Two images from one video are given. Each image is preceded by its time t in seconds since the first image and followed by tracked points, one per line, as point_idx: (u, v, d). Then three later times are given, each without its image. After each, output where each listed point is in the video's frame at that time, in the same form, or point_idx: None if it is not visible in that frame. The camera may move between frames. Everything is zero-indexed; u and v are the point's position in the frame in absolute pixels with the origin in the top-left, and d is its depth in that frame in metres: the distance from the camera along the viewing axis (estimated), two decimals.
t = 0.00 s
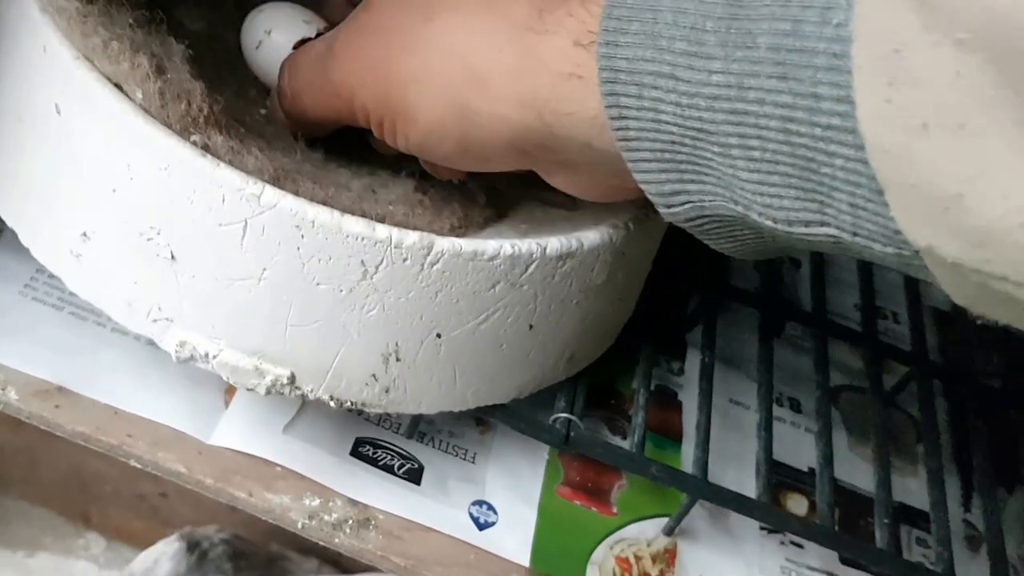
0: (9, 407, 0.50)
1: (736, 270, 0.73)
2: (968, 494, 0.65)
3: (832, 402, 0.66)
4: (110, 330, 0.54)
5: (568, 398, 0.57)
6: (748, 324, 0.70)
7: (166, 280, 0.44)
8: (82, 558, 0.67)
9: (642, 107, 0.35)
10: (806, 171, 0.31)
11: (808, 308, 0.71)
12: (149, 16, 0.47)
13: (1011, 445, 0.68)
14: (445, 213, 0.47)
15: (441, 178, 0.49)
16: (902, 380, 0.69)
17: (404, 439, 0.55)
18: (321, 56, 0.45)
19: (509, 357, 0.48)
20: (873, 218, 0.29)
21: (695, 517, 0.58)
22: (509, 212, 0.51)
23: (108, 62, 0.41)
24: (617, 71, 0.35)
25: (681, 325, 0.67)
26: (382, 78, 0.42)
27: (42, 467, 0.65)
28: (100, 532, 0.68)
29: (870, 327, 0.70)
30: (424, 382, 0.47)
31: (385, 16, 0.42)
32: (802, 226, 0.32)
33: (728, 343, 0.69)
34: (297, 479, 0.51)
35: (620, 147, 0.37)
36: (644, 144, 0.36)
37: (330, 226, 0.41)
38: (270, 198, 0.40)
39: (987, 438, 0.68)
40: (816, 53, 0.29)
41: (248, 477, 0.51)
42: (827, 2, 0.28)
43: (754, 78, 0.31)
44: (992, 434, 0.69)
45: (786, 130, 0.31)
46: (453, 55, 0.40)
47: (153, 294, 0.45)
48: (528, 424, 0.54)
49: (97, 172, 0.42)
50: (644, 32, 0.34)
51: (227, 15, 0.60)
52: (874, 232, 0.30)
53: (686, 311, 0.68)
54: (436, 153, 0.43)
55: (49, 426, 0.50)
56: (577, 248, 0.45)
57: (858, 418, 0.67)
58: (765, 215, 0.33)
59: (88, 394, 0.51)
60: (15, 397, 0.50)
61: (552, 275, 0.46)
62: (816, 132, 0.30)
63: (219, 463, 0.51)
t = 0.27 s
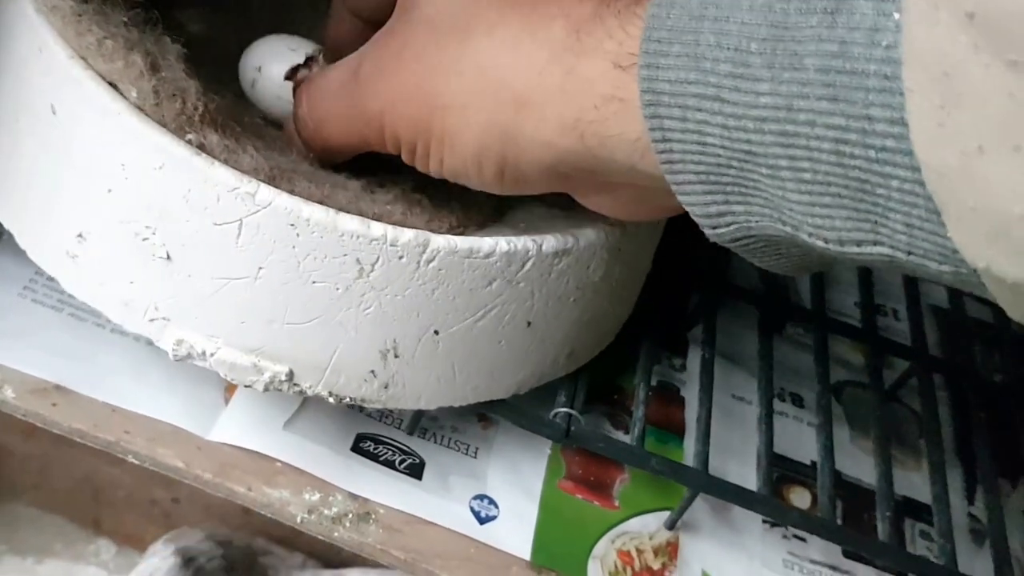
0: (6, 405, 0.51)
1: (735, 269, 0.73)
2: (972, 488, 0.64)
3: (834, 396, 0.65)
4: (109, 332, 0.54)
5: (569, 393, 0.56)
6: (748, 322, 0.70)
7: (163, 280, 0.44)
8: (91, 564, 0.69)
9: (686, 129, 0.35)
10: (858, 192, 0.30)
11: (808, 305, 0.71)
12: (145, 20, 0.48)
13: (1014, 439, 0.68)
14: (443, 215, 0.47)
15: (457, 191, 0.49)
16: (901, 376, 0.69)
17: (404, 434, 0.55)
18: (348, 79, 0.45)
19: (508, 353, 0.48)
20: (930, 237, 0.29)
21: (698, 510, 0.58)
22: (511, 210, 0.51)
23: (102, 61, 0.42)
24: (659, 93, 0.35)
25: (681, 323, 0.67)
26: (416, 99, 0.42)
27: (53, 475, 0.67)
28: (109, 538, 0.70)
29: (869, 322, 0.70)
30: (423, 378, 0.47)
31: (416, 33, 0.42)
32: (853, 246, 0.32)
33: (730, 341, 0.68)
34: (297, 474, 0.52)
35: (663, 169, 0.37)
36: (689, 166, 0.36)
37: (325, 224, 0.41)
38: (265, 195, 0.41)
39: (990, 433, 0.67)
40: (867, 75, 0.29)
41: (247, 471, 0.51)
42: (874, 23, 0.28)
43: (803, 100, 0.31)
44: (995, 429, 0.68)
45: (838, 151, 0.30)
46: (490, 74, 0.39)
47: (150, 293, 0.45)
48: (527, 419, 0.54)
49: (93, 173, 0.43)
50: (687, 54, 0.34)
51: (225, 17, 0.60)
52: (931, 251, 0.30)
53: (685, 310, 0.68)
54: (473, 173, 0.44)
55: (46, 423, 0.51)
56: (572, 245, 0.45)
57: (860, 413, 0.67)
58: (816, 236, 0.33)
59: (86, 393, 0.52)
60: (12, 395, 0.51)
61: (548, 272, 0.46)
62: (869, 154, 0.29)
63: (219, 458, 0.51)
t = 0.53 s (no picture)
0: (6, 403, 0.51)
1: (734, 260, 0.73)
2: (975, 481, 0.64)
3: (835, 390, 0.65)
4: (109, 330, 0.55)
5: (568, 391, 0.56)
6: (748, 315, 0.70)
7: (161, 280, 0.44)
8: (92, 562, 0.67)
9: (674, 150, 0.34)
10: (856, 219, 0.29)
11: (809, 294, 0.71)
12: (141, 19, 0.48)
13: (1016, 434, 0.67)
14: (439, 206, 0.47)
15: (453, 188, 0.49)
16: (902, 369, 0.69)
17: (404, 430, 0.54)
18: (332, 83, 0.44)
19: (505, 351, 0.48)
20: (931, 268, 0.28)
21: (699, 505, 0.58)
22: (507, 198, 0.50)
23: (99, 58, 0.42)
24: (648, 113, 0.34)
25: (682, 317, 0.67)
26: (404, 114, 0.41)
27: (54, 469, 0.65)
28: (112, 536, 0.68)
29: (870, 312, 0.70)
30: (421, 379, 0.47)
31: (405, 48, 0.42)
32: (850, 275, 0.31)
33: (730, 334, 0.68)
34: (296, 470, 0.52)
35: (651, 191, 0.36)
36: (676, 188, 0.35)
37: (321, 220, 0.41)
38: (260, 191, 0.41)
39: (990, 427, 0.67)
40: (866, 97, 0.28)
41: (246, 468, 0.51)
42: (874, 43, 0.27)
43: (797, 122, 0.30)
44: (995, 423, 0.68)
45: (835, 176, 0.29)
46: (478, 91, 0.39)
47: (148, 294, 0.45)
48: (525, 417, 0.54)
49: (90, 170, 0.43)
50: (677, 73, 0.33)
51: (223, 9, 0.60)
52: (931, 283, 0.28)
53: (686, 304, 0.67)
54: (457, 186, 0.43)
55: (46, 421, 0.51)
56: (568, 238, 0.46)
57: (861, 406, 0.66)
58: (809, 264, 0.32)
59: (85, 390, 0.52)
60: (11, 393, 0.51)
61: (545, 266, 0.46)
62: (868, 179, 0.28)
63: (218, 455, 0.51)
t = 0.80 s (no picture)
0: (6, 393, 0.51)
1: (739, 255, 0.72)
2: (979, 478, 0.64)
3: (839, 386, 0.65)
4: (109, 318, 0.54)
5: (568, 384, 0.56)
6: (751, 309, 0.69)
7: (161, 270, 0.44)
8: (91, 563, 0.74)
9: (644, 169, 0.34)
10: (827, 239, 0.29)
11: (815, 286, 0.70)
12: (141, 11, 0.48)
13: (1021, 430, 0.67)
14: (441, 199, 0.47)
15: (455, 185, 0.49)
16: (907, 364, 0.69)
17: (402, 426, 0.54)
18: (307, 88, 0.44)
19: (506, 344, 0.48)
20: (900, 288, 0.27)
21: (699, 501, 0.58)
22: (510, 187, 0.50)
23: (99, 51, 0.41)
24: (617, 131, 0.34)
25: (686, 310, 0.66)
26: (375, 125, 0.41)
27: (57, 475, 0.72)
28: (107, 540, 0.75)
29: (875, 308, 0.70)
30: (420, 372, 0.47)
31: (375, 57, 0.41)
32: (819, 293, 0.30)
33: (735, 328, 0.68)
34: (295, 465, 0.52)
35: (621, 210, 0.36)
36: (647, 207, 0.35)
37: (323, 213, 0.41)
38: (263, 184, 0.40)
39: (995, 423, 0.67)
40: (840, 117, 0.27)
41: (245, 463, 0.51)
42: (850, 63, 0.27)
43: (769, 142, 0.29)
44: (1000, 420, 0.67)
45: (806, 197, 0.29)
46: (447, 104, 0.38)
47: (149, 284, 0.45)
48: (523, 412, 0.53)
49: (89, 161, 0.42)
50: (647, 91, 0.33)
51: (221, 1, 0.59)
52: (901, 301, 0.27)
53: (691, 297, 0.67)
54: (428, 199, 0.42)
55: (46, 412, 0.51)
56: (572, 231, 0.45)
57: (865, 402, 0.66)
58: (779, 283, 0.31)
59: (85, 380, 0.52)
60: (11, 383, 0.51)
61: (549, 260, 0.45)
62: (840, 199, 0.28)
63: (217, 449, 0.51)
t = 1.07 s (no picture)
0: (5, 395, 0.52)
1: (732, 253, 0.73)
2: (975, 473, 0.64)
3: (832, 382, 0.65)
4: (106, 322, 0.55)
5: (563, 380, 0.57)
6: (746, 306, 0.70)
7: (157, 265, 0.45)
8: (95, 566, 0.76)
9: (676, 190, 0.33)
10: (864, 258, 0.29)
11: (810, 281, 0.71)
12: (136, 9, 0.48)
13: (1015, 426, 0.67)
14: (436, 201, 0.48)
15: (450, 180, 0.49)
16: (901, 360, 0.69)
17: (400, 424, 0.55)
18: (323, 108, 0.42)
19: (501, 336, 0.49)
20: (938, 306, 0.27)
21: (694, 498, 0.58)
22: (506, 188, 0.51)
23: (93, 49, 0.42)
24: (648, 155, 0.33)
25: (681, 309, 0.67)
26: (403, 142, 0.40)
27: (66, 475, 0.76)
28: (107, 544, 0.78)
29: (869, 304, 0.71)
30: (416, 365, 0.48)
31: (396, 73, 0.39)
32: (855, 309, 0.30)
33: (729, 326, 0.68)
34: (293, 463, 0.52)
35: (653, 231, 0.35)
36: (679, 228, 0.34)
37: (317, 204, 0.41)
38: (256, 176, 0.41)
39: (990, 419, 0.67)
40: (877, 139, 0.27)
41: (244, 461, 0.52)
42: (887, 84, 0.26)
43: (807, 164, 0.29)
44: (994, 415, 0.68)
45: (843, 217, 0.28)
46: (473, 122, 0.37)
47: (144, 279, 0.45)
48: (521, 405, 0.54)
49: (85, 160, 0.43)
50: (678, 114, 0.32)
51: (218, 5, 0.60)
52: (938, 318, 0.28)
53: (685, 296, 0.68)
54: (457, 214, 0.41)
55: (46, 413, 0.52)
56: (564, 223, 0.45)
57: (859, 398, 0.67)
58: (816, 300, 0.31)
59: (83, 382, 0.53)
60: (10, 385, 0.51)
61: (542, 250, 0.46)
62: (877, 220, 0.28)
63: (216, 447, 0.52)
